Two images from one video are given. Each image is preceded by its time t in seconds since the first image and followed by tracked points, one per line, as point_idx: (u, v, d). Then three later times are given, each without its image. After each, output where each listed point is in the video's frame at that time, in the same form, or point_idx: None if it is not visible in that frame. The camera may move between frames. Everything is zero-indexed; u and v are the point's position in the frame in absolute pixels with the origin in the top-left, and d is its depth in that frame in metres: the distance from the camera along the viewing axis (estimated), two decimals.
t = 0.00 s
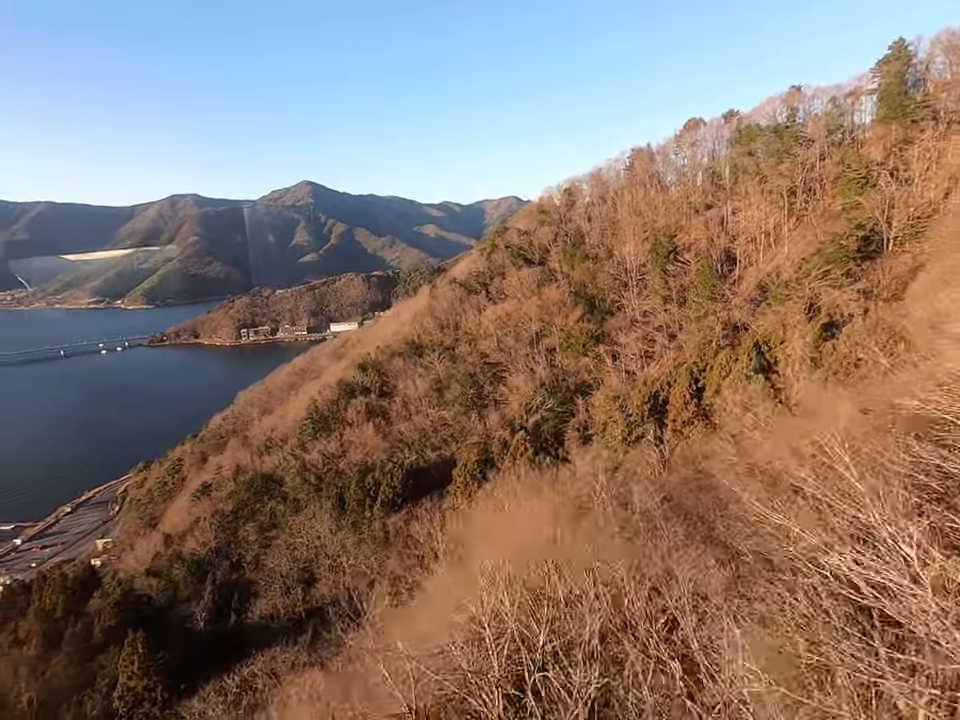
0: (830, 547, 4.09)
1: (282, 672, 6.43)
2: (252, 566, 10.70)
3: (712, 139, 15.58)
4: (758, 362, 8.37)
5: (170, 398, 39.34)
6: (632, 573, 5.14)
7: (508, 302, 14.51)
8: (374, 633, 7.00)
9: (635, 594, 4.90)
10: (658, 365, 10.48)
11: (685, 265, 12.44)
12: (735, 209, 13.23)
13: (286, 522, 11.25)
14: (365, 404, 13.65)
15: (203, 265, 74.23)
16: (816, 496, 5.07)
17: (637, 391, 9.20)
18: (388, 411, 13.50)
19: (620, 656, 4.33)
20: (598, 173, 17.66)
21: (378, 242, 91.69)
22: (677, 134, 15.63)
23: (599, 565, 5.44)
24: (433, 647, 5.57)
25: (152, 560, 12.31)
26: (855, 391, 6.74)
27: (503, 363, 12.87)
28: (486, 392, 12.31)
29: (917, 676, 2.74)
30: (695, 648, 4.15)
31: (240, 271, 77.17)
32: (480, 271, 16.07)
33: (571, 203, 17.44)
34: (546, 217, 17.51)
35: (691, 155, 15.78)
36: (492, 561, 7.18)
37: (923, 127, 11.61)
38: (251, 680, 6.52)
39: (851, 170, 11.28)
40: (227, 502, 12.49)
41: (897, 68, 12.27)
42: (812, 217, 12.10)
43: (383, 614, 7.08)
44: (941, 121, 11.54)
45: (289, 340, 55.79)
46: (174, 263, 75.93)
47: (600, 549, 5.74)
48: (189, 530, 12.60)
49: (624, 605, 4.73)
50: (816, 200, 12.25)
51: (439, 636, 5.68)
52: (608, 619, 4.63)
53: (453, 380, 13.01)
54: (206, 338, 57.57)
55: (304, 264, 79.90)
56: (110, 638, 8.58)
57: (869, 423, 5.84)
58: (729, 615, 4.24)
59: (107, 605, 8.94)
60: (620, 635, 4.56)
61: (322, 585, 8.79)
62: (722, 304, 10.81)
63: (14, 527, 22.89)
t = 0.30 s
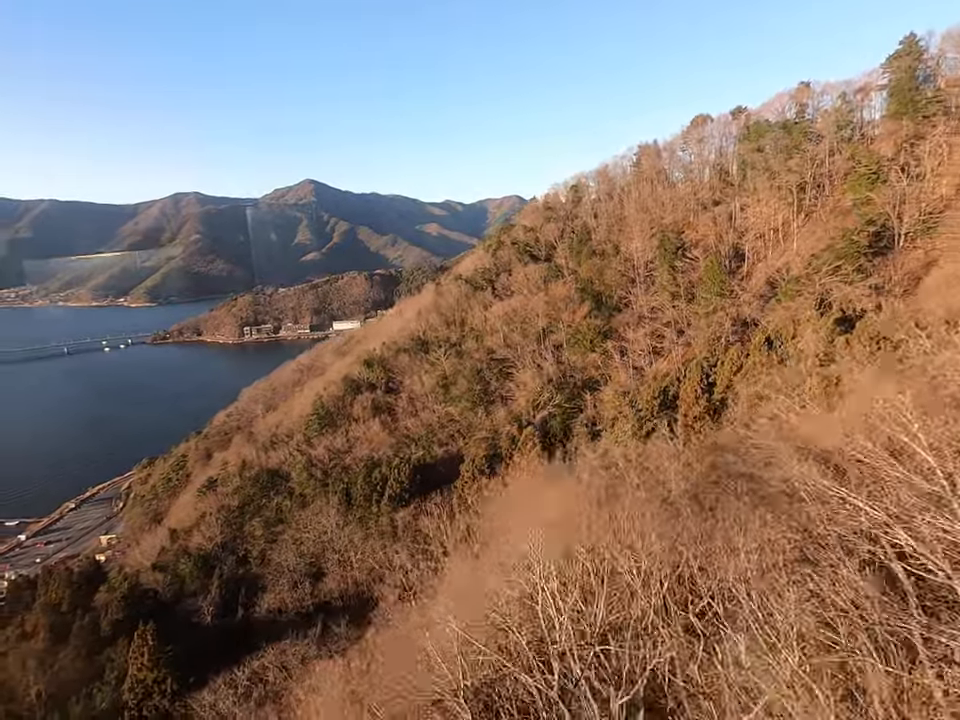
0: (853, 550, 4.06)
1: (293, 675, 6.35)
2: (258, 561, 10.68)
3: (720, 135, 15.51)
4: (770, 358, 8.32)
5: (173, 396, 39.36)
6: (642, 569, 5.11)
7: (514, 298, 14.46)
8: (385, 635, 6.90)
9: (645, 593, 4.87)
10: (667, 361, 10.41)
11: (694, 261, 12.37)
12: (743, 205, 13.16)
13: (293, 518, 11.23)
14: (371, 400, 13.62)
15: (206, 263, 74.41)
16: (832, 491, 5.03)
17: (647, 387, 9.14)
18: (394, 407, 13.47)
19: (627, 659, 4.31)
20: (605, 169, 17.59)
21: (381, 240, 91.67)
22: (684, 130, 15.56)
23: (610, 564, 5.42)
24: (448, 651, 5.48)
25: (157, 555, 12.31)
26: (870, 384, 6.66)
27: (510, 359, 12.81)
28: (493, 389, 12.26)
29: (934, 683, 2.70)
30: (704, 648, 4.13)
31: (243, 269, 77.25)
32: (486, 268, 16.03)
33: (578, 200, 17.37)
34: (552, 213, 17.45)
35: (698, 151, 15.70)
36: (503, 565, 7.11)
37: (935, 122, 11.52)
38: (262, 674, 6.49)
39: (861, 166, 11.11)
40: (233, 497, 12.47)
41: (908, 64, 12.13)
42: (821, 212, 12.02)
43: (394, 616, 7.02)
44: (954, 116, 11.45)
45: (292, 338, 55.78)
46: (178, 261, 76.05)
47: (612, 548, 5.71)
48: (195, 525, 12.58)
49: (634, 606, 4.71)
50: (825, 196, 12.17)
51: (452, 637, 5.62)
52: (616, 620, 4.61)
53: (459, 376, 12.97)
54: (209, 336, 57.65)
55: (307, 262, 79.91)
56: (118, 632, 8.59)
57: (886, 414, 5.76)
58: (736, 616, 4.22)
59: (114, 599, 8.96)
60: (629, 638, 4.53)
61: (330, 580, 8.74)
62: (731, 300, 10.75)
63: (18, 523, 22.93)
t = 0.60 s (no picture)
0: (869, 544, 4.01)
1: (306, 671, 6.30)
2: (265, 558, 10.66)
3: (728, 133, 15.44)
4: (782, 354, 8.27)
5: (176, 394, 39.38)
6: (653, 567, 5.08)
7: (521, 295, 14.40)
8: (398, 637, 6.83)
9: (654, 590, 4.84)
10: (676, 358, 10.34)
11: (702, 259, 12.30)
12: (752, 203, 13.09)
13: (300, 514, 11.22)
14: (377, 398, 13.58)
15: (209, 262, 74.66)
16: (848, 488, 5.00)
17: (656, 385, 9.09)
18: (400, 404, 13.43)
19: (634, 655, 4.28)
20: (611, 167, 17.51)
21: (384, 240, 91.71)
22: (692, 127, 15.50)
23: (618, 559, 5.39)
24: (470, 658, 5.41)
25: (163, 550, 12.29)
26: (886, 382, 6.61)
27: (517, 357, 12.75)
28: (499, 386, 12.21)
29: None
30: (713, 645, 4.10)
31: (246, 269, 77.36)
32: (492, 265, 15.96)
33: (584, 198, 17.29)
34: (558, 211, 17.39)
35: (706, 149, 15.65)
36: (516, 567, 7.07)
37: (947, 119, 11.41)
38: (271, 667, 6.45)
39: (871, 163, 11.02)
40: (238, 493, 12.42)
41: (919, 61, 12.16)
42: (831, 210, 11.95)
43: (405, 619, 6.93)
44: None
45: (295, 337, 55.81)
46: (181, 260, 76.13)
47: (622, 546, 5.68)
48: (201, 521, 12.56)
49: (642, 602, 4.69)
50: (835, 193, 12.10)
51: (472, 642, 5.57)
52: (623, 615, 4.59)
53: (466, 374, 12.92)
54: (213, 335, 57.72)
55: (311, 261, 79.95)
56: (126, 627, 8.54)
57: (903, 413, 5.71)
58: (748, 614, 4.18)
59: (121, 594, 8.94)
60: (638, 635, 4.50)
61: (338, 576, 8.70)
62: (740, 297, 10.69)
63: (23, 520, 22.95)
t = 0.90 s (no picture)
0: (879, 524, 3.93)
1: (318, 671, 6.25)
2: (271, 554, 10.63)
3: (735, 133, 15.37)
4: (795, 352, 8.22)
5: (179, 393, 39.39)
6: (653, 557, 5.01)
7: (527, 293, 14.35)
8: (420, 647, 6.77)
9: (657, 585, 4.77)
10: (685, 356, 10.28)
11: (712, 257, 12.23)
12: (760, 201, 13.02)
13: (306, 511, 11.19)
14: (383, 395, 13.54)
15: (213, 262, 74.95)
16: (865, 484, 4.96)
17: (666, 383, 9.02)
18: (406, 402, 13.38)
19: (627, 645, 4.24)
20: (618, 167, 17.46)
21: (387, 240, 91.78)
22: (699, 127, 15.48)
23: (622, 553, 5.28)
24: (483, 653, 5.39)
25: (168, 546, 12.27)
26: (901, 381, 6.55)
27: (524, 355, 12.71)
28: (506, 383, 12.14)
29: None
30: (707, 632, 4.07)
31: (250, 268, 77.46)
32: (498, 264, 15.91)
33: (591, 196, 17.22)
34: (565, 209, 17.33)
35: (714, 148, 15.60)
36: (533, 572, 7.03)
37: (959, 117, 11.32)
38: (282, 662, 6.40)
39: (884, 162, 10.99)
40: (243, 490, 12.38)
41: (930, 59, 12.08)
42: (841, 209, 11.87)
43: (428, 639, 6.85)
44: None
45: (298, 336, 55.85)
46: (185, 259, 76.32)
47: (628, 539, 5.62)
48: (206, 517, 12.53)
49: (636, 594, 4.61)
50: (845, 191, 12.01)
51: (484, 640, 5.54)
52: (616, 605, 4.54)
53: (472, 371, 12.87)
54: (216, 333, 57.82)
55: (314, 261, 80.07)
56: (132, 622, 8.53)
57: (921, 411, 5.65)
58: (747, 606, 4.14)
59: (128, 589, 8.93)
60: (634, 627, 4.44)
61: (347, 570, 8.67)
62: (750, 296, 10.64)
63: (26, 517, 22.96)
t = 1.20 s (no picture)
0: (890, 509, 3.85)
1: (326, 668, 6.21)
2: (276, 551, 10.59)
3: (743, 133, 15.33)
4: (807, 350, 8.21)
5: (181, 392, 39.38)
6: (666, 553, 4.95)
7: (533, 292, 14.30)
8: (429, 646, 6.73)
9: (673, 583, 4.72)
10: (693, 355, 10.23)
11: (720, 256, 12.16)
12: (768, 201, 12.96)
13: (311, 508, 11.15)
14: (388, 393, 13.51)
15: (216, 262, 75.07)
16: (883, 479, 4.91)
17: (676, 382, 8.97)
18: (411, 400, 13.34)
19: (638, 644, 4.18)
20: (624, 166, 17.40)
21: (389, 241, 91.81)
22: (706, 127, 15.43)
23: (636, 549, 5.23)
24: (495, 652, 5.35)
25: (172, 544, 12.23)
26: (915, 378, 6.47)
27: (530, 353, 12.66)
28: (512, 381, 12.09)
29: None
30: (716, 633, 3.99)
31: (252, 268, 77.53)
32: (504, 263, 15.86)
33: (597, 196, 17.17)
34: (571, 209, 17.29)
35: (720, 148, 15.55)
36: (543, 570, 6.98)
37: None
38: (291, 659, 6.36)
39: (893, 161, 10.90)
40: (248, 487, 12.33)
41: (940, 59, 12.01)
42: (850, 209, 11.80)
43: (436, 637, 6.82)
44: None
45: (301, 336, 55.86)
46: (188, 259, 76.39)
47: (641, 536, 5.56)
48: (211, 515, 12.49)
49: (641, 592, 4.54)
50: (854, 190, 11.96)
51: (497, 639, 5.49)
52: (622, 605, 4.48)
53: (478, 370, 12.83)
54: (218, 333, 57.86)
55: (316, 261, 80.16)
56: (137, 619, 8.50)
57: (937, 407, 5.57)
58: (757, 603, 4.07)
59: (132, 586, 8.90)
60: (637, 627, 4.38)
61: (353, 567, 8.63)
62: (758, 295, 10.59)
63: (28, 515, 22.99)
